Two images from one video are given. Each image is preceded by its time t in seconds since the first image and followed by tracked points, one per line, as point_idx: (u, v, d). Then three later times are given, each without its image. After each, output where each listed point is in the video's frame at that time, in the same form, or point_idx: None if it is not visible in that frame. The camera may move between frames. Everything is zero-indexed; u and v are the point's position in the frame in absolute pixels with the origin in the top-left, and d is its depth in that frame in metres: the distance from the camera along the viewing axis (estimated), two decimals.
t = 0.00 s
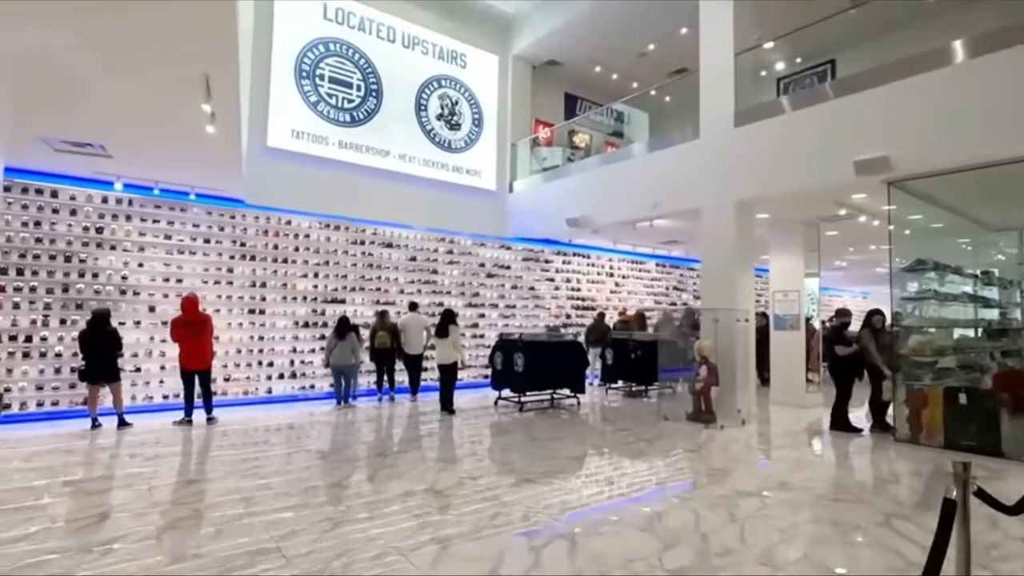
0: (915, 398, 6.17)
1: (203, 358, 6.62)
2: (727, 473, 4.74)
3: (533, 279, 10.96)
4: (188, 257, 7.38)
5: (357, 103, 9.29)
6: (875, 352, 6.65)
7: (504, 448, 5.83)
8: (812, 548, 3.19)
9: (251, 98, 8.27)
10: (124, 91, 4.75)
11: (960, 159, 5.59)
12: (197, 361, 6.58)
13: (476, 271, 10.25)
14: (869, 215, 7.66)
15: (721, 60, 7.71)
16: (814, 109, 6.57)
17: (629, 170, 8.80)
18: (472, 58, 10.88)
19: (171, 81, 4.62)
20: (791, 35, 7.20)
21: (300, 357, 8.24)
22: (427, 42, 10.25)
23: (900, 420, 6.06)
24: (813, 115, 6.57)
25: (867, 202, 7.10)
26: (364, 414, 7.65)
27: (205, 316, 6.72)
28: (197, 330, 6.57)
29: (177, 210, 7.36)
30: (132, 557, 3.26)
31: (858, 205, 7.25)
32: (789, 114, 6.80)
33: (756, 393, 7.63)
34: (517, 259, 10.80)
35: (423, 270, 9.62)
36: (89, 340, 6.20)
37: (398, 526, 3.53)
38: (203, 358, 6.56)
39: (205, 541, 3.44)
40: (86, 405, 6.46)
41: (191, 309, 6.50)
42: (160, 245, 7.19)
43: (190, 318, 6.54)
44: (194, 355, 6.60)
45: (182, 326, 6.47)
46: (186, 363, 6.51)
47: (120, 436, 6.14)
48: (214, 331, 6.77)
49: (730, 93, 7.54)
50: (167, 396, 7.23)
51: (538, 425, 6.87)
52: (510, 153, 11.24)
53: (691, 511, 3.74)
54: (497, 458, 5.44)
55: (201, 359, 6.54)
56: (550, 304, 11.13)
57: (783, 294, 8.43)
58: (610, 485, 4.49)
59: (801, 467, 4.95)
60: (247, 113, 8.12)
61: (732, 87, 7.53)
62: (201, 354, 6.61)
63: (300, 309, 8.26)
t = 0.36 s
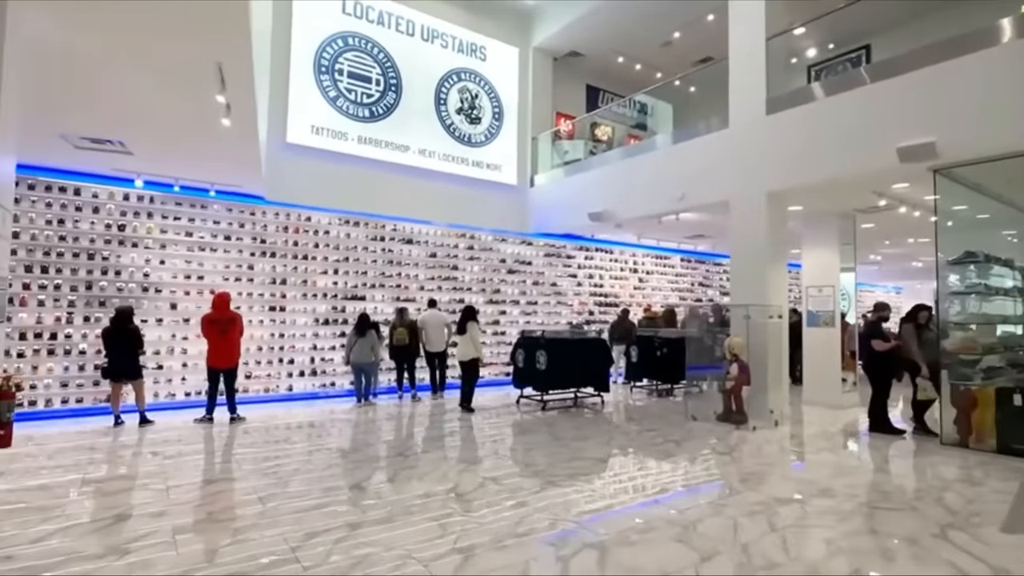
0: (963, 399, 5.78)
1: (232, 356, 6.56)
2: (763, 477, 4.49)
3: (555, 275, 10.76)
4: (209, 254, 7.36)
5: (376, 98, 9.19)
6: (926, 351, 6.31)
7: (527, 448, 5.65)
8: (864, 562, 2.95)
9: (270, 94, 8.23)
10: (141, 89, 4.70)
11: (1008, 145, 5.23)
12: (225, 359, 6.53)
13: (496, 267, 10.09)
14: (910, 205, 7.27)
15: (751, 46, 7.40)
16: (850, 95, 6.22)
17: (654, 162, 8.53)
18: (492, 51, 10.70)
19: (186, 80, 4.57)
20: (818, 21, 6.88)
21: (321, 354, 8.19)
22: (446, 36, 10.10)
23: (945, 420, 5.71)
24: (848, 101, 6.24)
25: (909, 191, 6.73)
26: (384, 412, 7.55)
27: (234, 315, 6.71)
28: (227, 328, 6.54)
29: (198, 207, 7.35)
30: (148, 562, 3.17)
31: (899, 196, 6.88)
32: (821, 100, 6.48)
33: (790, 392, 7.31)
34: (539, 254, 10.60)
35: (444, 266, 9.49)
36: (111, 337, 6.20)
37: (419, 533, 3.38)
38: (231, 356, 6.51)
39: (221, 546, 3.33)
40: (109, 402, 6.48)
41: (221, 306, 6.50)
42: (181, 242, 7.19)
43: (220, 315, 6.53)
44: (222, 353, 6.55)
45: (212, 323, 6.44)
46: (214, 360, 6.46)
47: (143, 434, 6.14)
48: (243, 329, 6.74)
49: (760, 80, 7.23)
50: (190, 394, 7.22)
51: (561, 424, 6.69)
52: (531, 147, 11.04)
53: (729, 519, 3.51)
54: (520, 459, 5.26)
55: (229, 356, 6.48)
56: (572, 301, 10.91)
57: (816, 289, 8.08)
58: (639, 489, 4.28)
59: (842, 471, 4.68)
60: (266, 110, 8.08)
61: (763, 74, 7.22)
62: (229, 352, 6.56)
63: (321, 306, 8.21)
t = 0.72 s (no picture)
0: (1001, 402, 5.37)
1: (239, 355, 6.22)
2: (789, 484, 4.18)
3: (565, 272, 10.49)
4: (210, 250, 7.19)
5: (382, 90, 8.97)
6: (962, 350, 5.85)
7: (537, 451, 5.39)
8: None
9: (273, 87, 8.04)
10: (131, 83, 4.51)
11: None
12: (235, 359, 6.20)
13: (505, 264, 9.84)
14: (938, 197, 6.93)
15: (769, 31, 7.08)
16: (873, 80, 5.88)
17: (667, 154, 8.23)
18: (500, 42, 10.44)
19: (177, 72, 4.37)
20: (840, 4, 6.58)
21: (324, 353, 7.98)
22: (453, 27, 9.86)
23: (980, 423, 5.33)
24: (869, 88, 5.92)
25: (939, 182, 6.38)
26: (389, 413, 7.32)
27: (248, 314, 6.39)
28: (239, 326, 6.22)
29: (199, 202, 7.18)
30: None
31: (928, 187, 6.54)
32: (842, 87, 6.17)
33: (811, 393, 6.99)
34: (548, 251, 10.34)
35: (451, 263, 9.25)
36: (112, 335, 6.01)
37: (420, 546, 3.13)
38: (241, 356, 6.20)
39: (208, 560, 3.10)
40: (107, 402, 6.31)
41: (234, 304, 6.21)
42: (182, 237, 7.03)
43: (234, 313, 6.23)
44: (231, 353, 6.23)
45: (222, 320, 6.17)
46: (223, 359, 6.13)
47: (139, 435, 5.94)
48: (255, 330, 6.40)
49: (779, 68, 6.92)
50: (190, 393, 7.04)
51: (572, 426, 6.43)
52: (540, 140, 10.77)
53: (756, 533, 3.23)
54: (529, 463, 5.00)
55: (239, 356, 6.18)
56: (582, 299, 10.64)
57: (838, 286, 7.75)
58: (657, 497, 4.00)
59: (876, 478, 4.37)
60: (269, 102, 7.89)
61: (782, 62, 6.91)
62: (240, 352, 6.23)
63: (324, 304, 8.01)
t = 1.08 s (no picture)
0: None
1: (241, 355, 5.98)
2: (818, 491, 3.90)
3: (574, 268, 10.23)
4: (208, 244, 6.98)
5: (385, 81, 8.73)
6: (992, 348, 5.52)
7: (547, 453, 5.13)
8: None
9: (273, 77, 7.80)
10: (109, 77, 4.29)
11: None
12: (237, 357, 5.95)
13: (512, 260, 9.57)
14: (967, 187, 6.60)
15: (788, 15, 6.75)
16: (900, 60, 5.53)
17: (679, 144, 7.93)
18: (507, 32, 10.17)
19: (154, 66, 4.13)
20: None
21: (327, 351, 7.76)
22: (458, 16, 9.60)
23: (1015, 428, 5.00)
24: (888, 74, 5.61)
25: (969, 171, 6.05)
26: (393, 413, 7.09)
27: (251, 311, 6.15)
28: (241, 324, 5.98)
29: (196, 194, 6.97)
30: None
31: (958, 176, 6.20)
32: (861, 73, 5.86)
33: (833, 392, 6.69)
34: (556, 246, 10.07)
35: (457, 258, 9.00)
36: (116, 331, 5.81)
37: (421, 561, 2.87)
38: (242, 355, 5.95)
39: None
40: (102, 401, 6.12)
41: (238, 300, 5.94)
42: (179, 231, 6.82)
43: (236, 310, 5.97)
44: (233, 351, 5.96)
45: (225, 318, 5.91)
46: (224, 357, 5.88)
47: (133, 436, 5.72)
48: (257, 328, 6.17)
49: (796, 53, 6.59)
50: (188, 392, 6.84)
51: (583, 427, 6.16)
52: (547, 132, 10.49)
53: (788, 547, 2.96)
54: (539, 466, 4.73)
55: (240, 355, 5.93)
56: (591, 295, 10.37)
57: (859, 281, 7.44)
58: (677, 504, 3.72)
59: (911, 484, 4.07)
60: (268, 92, 7.66)
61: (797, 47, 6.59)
62: (241, 351, 5.98)
63: (326, 300, 7.79)
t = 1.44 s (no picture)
0: None
1: (233, 355, 5.71)
2: (848, 500, 3.63)
3: (578, 264, 9.96)
4: (199, 239, 6.72)
5: (384, 71, 8.44)
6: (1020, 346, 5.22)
7: (553, 458, 4.87)
8: None
9: (266, 67, 7.52)
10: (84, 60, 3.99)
11: None
12: (229, 357, 5.69)
13: (514, 256, 9.30)
14: (991, 178, 6.32)
15: None
16: (923, 43, 5.23)
17: (688, 135, 7.64)
18: (509, 22, 9.87)
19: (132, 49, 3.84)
20: None
21: (323, 350, 7.50)
22: (459, 5, 9.31)
23: None
24: (913, 57, 5.29)
25: (995, 160, 5.76)
26: (392, 414, 6.83)
27: (245, 310, 5.86)
28: (234, 322, 5.70)
29: (187, 187, 6.70)
30: None
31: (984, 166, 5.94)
32: (883, 57, 5.55)
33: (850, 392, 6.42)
34: (560, 241, 9.80)
35: (458, 254, 8.73)
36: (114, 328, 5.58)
37: None
38: (235, 353, 5.69)
39: None
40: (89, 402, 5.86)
41: (231, 297, 5.67)
42: (169, 226, 6.56)
43: (229, 308, 5.68)
44: (225, 350, 5.68)
45: (217, 316, 5.63)
46: (215, 357, 5.62)
47: (120, 439, 5.45)
48: (251, 327, 5.88)
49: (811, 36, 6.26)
50: (179, 393, 6.59)
51: (591, 430, 5.89)
52: (550, 125, 10.21)
53: (823, 566, 2.70)
54: (545, 472, 4.47)
55: (232, 355, 5.67)
56: (596, 292, 10.10)
57: (877, 277, 7.19)
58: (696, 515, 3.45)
59: (948, 492, 3.80)
60: (261, 82, 7.37)
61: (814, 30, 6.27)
62: (233, 351, 5.71)
63: (323, 297, 7.53)
